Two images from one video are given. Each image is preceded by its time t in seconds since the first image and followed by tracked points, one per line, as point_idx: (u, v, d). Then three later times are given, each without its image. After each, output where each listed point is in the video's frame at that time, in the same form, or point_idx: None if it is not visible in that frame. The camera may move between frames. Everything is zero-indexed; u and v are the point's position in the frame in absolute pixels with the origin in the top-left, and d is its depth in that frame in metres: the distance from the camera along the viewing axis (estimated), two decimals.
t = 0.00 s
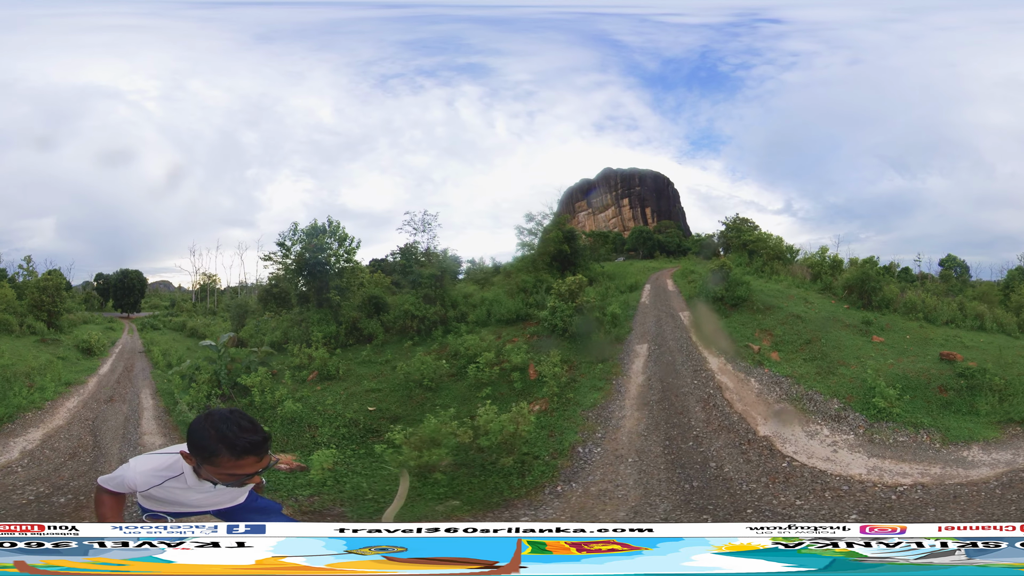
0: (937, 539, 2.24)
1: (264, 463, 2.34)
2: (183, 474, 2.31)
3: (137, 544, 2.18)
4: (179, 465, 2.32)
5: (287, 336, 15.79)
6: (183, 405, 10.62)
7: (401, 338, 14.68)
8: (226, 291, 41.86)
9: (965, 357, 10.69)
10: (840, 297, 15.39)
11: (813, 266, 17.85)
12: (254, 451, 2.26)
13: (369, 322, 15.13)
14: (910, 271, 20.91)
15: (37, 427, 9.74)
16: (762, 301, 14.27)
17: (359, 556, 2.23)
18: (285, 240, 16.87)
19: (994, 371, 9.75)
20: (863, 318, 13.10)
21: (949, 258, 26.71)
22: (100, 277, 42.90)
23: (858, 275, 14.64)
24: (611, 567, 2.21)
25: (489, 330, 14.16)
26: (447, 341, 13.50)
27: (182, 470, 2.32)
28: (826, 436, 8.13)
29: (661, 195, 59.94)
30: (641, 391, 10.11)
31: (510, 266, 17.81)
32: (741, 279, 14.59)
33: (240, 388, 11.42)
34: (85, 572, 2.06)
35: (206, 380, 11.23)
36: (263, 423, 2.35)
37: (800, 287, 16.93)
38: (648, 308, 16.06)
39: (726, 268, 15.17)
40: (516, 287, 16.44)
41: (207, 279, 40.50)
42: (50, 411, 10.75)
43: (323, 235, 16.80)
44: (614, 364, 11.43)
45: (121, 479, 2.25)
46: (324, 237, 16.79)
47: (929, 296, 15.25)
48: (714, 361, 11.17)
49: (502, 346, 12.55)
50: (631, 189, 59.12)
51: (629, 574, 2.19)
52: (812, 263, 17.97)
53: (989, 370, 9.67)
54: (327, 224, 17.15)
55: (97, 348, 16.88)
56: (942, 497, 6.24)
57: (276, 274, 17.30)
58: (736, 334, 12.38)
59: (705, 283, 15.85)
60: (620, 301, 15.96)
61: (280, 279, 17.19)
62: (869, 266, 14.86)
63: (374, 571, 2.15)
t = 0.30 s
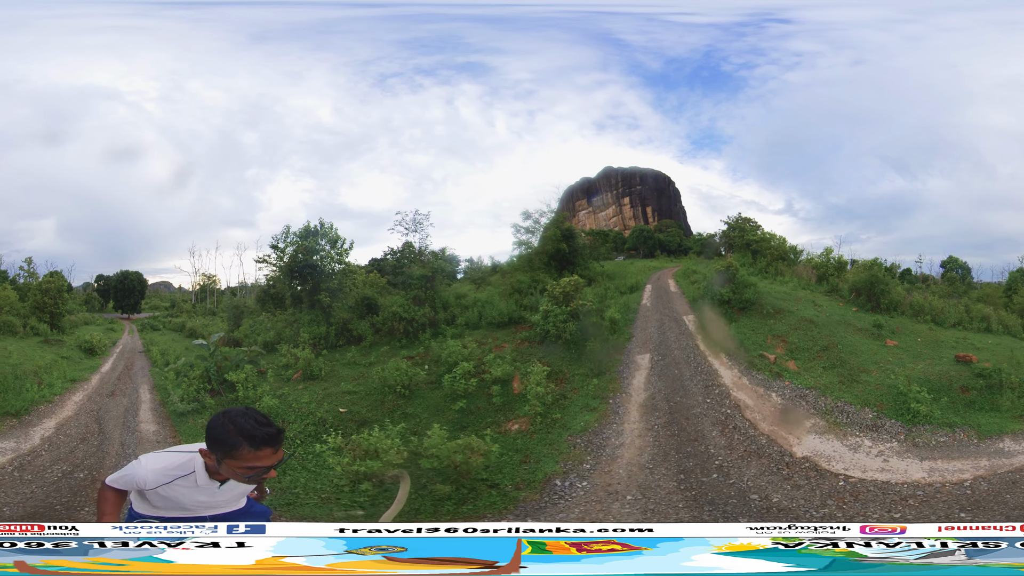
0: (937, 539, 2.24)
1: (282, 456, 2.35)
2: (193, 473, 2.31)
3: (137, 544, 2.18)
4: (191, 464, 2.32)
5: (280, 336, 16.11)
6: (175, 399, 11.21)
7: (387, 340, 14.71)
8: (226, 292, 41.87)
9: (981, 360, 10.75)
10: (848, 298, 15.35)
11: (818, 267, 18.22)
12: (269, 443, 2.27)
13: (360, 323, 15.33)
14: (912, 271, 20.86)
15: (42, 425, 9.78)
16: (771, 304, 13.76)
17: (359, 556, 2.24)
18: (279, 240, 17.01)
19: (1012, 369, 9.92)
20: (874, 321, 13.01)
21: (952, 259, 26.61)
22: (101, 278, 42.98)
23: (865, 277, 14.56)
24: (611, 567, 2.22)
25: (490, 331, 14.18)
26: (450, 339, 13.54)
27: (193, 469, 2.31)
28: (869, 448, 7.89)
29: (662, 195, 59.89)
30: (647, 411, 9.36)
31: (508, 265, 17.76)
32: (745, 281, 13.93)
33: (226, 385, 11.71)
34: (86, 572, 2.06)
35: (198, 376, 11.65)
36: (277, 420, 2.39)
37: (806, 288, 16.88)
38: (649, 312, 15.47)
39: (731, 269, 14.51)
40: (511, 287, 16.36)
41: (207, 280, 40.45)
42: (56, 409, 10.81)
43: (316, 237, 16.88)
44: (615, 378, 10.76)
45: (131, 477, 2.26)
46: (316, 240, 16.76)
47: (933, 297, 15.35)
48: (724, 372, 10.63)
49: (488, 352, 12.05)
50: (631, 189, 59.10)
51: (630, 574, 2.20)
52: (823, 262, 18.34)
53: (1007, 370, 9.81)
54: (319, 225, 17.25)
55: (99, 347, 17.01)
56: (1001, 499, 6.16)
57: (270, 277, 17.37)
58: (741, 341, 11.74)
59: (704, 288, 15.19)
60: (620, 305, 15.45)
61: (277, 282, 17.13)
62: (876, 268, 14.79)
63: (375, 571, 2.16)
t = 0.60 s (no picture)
0: (937, 539, 2.23)
1: (262, 464, 2.30)
2: (187, 476, 2.20)
3: (137, 544, 2.18)
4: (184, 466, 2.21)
5: (274, 337, 16.21)
6: (172, 392, 11.43)
7: (383, 340, 14.64)
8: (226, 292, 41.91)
9: (993, 359, 10.83)
10: (853, 300, 15.29)
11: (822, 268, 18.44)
12: (248, 451, 2.21)
13: (351, 325, 15.45)
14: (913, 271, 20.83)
15: (56, 416, 10.00)
16: (780, 308, 13.34)
17: (359, 556, 2.24)
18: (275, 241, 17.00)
19: None
20: (886, 323, 12.98)
21: (953, 260, 26.58)
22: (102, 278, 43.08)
23: (873, 279, 14.49)
24: (610, 567, 2.23)
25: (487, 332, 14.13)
26: (436, 344, 13.42)
27: (187, 472, 2.21)
28: (913, 454, 7.74)
29: (663, 195, 59.89)
30: (653, 435, 8.59)
31: (506, 265, 17.72)
32: (752, 284, 13.78)
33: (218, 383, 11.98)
34: (87, 572, 2.08)
35: (190, 373, 12.01)
36: (260, 425, 2.32)
37: (810, 289, 16.87)
38: (651, 318, 15.00)
39: (734, 273, 14.13)
40: (506, 288, 16.38)
41: (207, 281, 40.48)
42: (60, 404, 10.86)
43: (312, 239, 16.87)
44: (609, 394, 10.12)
45: (126, 478, 2.15)
46: (310, 242, 16.76)
47: (937, 298, 15.46)
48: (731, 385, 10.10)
49: (473, 360, 11.90)
50: (631, 189, 59.10)
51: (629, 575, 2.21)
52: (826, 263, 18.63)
53: None
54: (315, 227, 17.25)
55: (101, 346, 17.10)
56: None
57: (266, 279, 17.37)
58: (750, 349, 11.14)
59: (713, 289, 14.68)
60: (619, 312, 14.97)
61: (274, 285, 17.11)
62: (882, 270, 14.78)
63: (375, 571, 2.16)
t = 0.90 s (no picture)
0: (937, 539, 2.23)
1: (245, 477, 2.32)
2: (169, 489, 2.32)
3: (137, 543, 2.18)
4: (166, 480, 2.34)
5: (269, 337, 16.31)
6: (168, 386, 12.08)
7: (377, 344, 14.65)
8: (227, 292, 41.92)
9: (1007, 359, 10.87)
10: (860, 302, 15.22)
11: (826, 270, 18.57)
12: (229, 460, 2.26)
13: (344, 327, 15.58)
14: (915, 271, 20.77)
15: (58, 417, 10.13)
16: (788, 312, 12.98)
17: (359, 556, 2.24)
18: (271, 243, 17.16)
19: None
20: (896, 327, 13.01)
21: (956, 261, 26.52)
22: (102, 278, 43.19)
23: (881, 282, 14.50)
24: (610, 567, 2.23)
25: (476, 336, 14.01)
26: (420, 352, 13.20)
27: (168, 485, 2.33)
28: (956, 456, 7.83)
29: (663, 195, 59.90)
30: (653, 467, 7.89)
31: (505, 266, 17.65)
32: (758, 288, 13.34)
33: (213, 381, 12.58)
34: (86, 572, 2.06)
35: (186, 370, 12.58)
36: (246, 435, 2.37)
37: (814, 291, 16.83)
38: (651, 326, 14.52)
39: (734, 276, 13.51)
40: (501, 291, 16.46)
41: (208, 282, 40.53)
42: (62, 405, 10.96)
43: (306, 243, 17.05)
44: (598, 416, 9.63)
45: (108, 489, 2.30)
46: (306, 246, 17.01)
47: (942, 298, 15.57)
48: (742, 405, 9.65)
49: (456, 367, 11.80)
50: (632, 189, 59.14)
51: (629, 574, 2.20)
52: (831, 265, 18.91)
53: None
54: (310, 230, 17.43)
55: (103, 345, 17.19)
56: None
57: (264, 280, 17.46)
58: (762, 364, 10.78)
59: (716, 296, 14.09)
60: (618, 320, 14.61)
61: (269, 289, 17.17)
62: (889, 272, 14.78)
63: (375, 571, 2.17)
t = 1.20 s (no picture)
0: (937, 539, 2.22)
1: (264, 469, 2.31)
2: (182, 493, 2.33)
3: (137, 543, 2.18)
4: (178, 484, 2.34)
5: (265, 337, 16.37)
6: (168, 387, 12.28)
7: (366, 345, 14.64)
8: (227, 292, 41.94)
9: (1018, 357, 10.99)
10: (867, 302, 15.26)
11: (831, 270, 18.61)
12: (249, 451, 2.28)
13: (334, 329, 15.61)
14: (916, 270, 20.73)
15: (60, 421, 10.17)
16: (798, 315, 12.73)
17: (359, 556, 2.24)
18: (266, 244, 17.12)
19: None
20: (908, 327, 13.03)
21: (957, 260, 26.47)
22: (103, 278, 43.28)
23: (890, 282, 14.51)
24: (611, 567, 2.24)
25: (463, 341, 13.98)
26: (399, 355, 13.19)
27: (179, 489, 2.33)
28: (994, 447, 7.95)
29: (664, 195, 59.85)
30: (655, 502, 7.03)
31: (503, 265, 17.57)
32: (765, 289, 13.11)
33: (207, 376, 12.85)
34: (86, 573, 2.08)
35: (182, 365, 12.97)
36: (258, 429, 2.40)
37: (821, 292, 16.81)
38: (651, 336, 14.06)
39: (739, 276, 13.32)
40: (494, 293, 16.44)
41: (208, 282, 40.54)
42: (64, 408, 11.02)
43: (300, 245, 16.87)
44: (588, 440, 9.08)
45: (106, 495, 2.30)
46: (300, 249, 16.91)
47: (947, 298, 15.64)
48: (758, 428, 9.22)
49: (437, 371, 11.87)
50: (632, 189, 59.13)
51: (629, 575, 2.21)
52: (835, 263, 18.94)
53: None
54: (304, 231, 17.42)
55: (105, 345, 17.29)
56: None
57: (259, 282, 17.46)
58: (779, 373, 10.52)
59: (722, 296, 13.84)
60: (611, 330, 14.11)
61: (264, 291, 17.22)
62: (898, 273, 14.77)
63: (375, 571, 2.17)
